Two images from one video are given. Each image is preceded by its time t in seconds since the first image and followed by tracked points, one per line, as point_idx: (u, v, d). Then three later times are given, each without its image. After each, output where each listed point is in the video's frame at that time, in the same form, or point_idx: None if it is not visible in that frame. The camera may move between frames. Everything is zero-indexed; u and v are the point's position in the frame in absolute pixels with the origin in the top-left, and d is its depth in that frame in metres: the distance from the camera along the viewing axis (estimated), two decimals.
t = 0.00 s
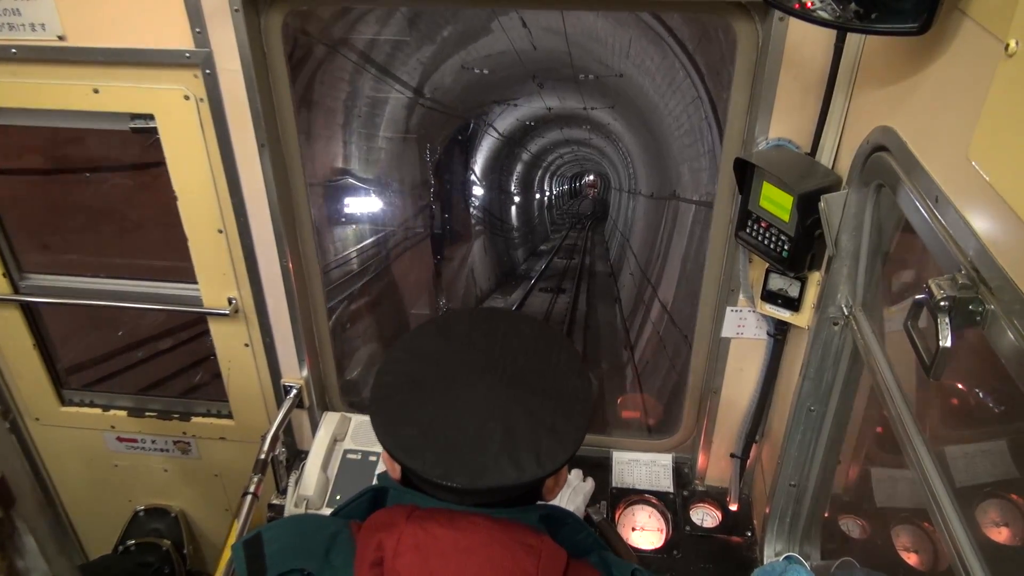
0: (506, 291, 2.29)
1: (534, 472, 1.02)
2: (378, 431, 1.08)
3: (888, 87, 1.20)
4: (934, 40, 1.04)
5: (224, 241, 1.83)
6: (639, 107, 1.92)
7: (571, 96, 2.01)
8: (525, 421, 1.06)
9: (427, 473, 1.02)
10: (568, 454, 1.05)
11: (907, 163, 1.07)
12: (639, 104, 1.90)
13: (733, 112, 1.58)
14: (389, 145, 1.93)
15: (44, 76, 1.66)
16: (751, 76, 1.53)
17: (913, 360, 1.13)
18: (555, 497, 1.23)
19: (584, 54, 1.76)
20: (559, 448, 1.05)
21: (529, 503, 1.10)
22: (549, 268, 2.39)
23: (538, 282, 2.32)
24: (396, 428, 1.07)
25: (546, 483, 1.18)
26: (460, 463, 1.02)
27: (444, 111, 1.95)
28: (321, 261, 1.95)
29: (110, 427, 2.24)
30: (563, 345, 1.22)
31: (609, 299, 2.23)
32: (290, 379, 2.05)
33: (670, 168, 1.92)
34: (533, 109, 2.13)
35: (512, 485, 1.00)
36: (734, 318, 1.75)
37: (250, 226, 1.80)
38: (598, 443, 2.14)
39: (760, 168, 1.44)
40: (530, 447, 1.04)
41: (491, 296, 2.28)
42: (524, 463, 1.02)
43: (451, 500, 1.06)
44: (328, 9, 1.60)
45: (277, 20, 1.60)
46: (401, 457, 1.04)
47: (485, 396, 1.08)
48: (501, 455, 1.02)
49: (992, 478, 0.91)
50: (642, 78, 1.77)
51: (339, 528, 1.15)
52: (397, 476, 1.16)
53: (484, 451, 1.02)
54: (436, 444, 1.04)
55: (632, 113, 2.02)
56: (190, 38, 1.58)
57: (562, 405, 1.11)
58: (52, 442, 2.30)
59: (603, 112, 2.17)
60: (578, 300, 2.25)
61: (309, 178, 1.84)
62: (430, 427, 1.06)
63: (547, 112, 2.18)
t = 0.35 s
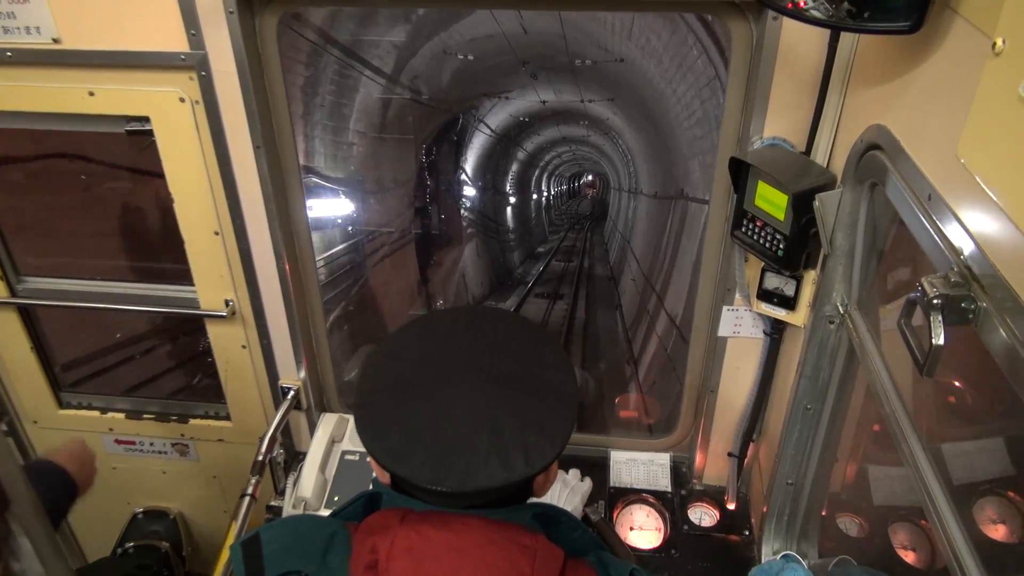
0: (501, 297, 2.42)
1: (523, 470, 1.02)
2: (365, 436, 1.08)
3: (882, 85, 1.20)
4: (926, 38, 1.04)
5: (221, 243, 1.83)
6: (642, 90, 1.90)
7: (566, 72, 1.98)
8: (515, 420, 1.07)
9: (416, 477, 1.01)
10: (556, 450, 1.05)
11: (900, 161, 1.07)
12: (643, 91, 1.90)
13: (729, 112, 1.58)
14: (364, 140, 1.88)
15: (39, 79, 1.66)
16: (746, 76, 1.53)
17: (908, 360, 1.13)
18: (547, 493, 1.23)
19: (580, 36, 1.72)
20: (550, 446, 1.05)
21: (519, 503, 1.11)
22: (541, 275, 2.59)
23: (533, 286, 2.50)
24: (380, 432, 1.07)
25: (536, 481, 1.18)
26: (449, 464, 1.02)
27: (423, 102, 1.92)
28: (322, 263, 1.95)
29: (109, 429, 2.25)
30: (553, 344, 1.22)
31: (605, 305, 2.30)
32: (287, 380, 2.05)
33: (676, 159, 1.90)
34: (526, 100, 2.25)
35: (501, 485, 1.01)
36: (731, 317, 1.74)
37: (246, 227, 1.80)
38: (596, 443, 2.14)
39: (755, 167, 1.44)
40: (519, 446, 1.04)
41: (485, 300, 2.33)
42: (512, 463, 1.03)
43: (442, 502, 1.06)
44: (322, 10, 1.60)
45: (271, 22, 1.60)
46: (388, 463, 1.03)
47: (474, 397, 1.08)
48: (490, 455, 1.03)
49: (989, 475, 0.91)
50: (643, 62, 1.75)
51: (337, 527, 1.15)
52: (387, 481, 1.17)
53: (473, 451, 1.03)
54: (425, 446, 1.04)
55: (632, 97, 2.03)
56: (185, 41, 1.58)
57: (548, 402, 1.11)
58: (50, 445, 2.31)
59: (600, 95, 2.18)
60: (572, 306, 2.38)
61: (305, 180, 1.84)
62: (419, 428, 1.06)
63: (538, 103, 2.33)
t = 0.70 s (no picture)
0: (496, 299, 2.73)
1: (516, 468, 1.03)
2: (359, 437, 1.07)
3: (881, 85, 1.20)
4: (926, 37, 1.04)
5: (220, 242, 1.83)
6: (647, 81, 1.97)
7: (560, 58, 2.11)
8: (510, 419, 1.07)
9: (409, 477, 1.02)
10: (548, 449, 1.06)
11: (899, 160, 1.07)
12: (653, 77, 1.92)
13: (729, 110, 1.58)
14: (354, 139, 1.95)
15: (37, 78, 1.66)
16: (746, 74, 1.53)
17: (908, 361, 1.13)
18: (541, 493, 1.23)
19: (583, 28, 1.82)
20: (542, 446, 1.06)
21: (513, 501, 1.10)
22: (537, 279, 3.04)
23: (530, 291, 2.93)
24: (377, 432, 1.07)
25: (529, 479, 1.18)
26: (443, 464, 1.02)
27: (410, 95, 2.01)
28: (320, 263, 1.96)
29: (108, 429, 2.24)
30: (549, 343, 1.22)
31: (606, 312, 2.58)
32: (286, 380, 2.05)
33: (686, 153, 1.93)
34: (515, 98, 2.54)
35: (493, 483, 1.01)
36: (731, 316, 1.74)
37: (246, 226, 1.80)
38: (596, 440, 2.13)
39: (754, 167, 1.45)
40: (514, 446, 1.04)
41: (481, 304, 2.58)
42: (505, 462, 1.03)
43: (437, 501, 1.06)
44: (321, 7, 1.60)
45: (269, 21, 1.60)
46: (381, 465, 1.03)
47: (470, 396, 1.08)
48: (484, 453, 1.03)
49: (990, 474, 0.91)
50: (649, 41, 1.76)
51: (331, 530, 1.16)
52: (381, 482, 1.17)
53: (468, 450, 1.03)
54: (417, 446, 1.04)
55: (637, 83, 2.04)
56: (184, 40, 1.57)
57: (545, 401, 1.11)
58: (49, 444, 2.30)
59: (604, 82, 2.20)
60: (569, 315, 2.71)
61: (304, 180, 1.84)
62: (417, 428, 1.06)
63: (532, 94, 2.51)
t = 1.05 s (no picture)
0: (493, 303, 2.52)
1: (512, 470, 1.03)
2: (356, 437, 1.08)
3: (879, 86, 1.20)
4: (922, 38, 1.04)
5: (220, 245, 1.83)
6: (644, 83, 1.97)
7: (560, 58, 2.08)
8: (506, 421, 1.07)
9: (405, 475, 1.02)
10: (546, 451, 1.06)
11: (897, 160, 1.07)
12: (661, 69, 1.76)
13: (727, 111, 1.58)
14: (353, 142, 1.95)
15: (37, 82, 1.66)
16: (744, 76, 1.53)
17: (906, 361, 1.13)
18: (537, 497, 1.24)
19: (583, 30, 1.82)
20: (538, 448, 1.05)
21: (511, 504, 1.10)
22: (533, 285, 2.73)
23: (527, 298, 2.65)
24: (374, 433, 1.07)
25: (527, 483, 1.19)
26: (438, 464, 1.02)
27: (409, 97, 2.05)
28: (319, 265, 1.96)
29: (108, 431, 2.24)
30: (547, 346, 1.22)
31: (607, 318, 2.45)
32: (286, 382, 2.06)
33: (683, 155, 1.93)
34: (508, 91, 2.37)
35: (489, 484, 1.01)
36: (730, 317, 1.74)
37: (245, 229, 1.81)
38: (596, 442, 2.15)
39: (751, 167, 1.46)
40: (509, 448, 1.04)
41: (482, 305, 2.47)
42: (501, 462, 1.03)
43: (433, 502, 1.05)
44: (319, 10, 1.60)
45: (267, 24, 1.60)
46: (376, 461, 1.04)
47: (467, 398, 1.08)
48: (479, 455, 1.03)
49: (989, 474, 0.91)
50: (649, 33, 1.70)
51: (326, 530, 1.16)
52: (380, 481, 1.16)
53: (463, 452, 1.03)
54: (413, 446, 1.04)
55: (642, 71, 1.87)
56: (183, 43, 1.58)
57: (544, 402, 1.11)
58: (49, 446, 2.30)
59: (604, 72, 2.02)
60: (567, 323, 2.51)
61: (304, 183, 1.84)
62: (415, 429, 1.06)
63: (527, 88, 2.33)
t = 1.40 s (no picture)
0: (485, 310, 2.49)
1: (501, 471, 1.02)
2: (352, 436, 1.08)
3: (874, 86, 1.20)
4: (918, 36, 1.04)
5: (218, 245, 1.83)
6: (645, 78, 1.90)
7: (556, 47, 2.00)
8: (497, 421, 1.07)
9: (393, 476, 1.01)
10: (535, 451, 1.06)
11: (892, 160, 1.07)
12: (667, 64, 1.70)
13: (725, 111, 1.58)
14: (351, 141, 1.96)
15: (35, 81, 1.66)
16: (741, 75, 1.53)
17: (902, 359, 1.13)
18: (531, 497, 1.24)
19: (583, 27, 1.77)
20: (529, 449, 1.05)
21: (501, 505, 1.10)
22: (529, 289, 2.84)
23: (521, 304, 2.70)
24: (367, 433, 1.07)
25: (520, 482, 1.20)
26: (429, 465, 1.02)
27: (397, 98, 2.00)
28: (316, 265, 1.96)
29: (107, 431, 2.24)
30: (541, 347, 1.23)
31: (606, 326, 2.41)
32: (284, 382, 2.06)
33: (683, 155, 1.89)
34: (499, 82, 2.24)
35: (478, 484, 1.01)
36: (727, 316, 1.75)
37: (244, 229, 1.81)
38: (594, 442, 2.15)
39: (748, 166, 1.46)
40: (500, 449, 1.04)
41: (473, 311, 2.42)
42: (492, 463, 1.03)
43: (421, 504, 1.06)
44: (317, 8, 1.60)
45: (265, 23, 1.60)
46: (368, 462, 1.04)
47: (463, 398, 1.09)
48: (470, 455, 1.03)
49: (986, 472, 0.91)
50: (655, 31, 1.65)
51: (319, 532, 1.16)
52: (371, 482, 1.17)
53: (452, 453, 1.03)
54: (404, 446, 1.04)
55: (649, 57, 1.78)
56: (180, 43, 1.58)
57: (538, 404, 1.12)
58: (47, 447, 2.30)
59: (604, 60, 1.90)
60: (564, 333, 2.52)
61: (302, 182, 1.84)
62: (412, 427, 1.06)
63: (519, 78, 2.21)
